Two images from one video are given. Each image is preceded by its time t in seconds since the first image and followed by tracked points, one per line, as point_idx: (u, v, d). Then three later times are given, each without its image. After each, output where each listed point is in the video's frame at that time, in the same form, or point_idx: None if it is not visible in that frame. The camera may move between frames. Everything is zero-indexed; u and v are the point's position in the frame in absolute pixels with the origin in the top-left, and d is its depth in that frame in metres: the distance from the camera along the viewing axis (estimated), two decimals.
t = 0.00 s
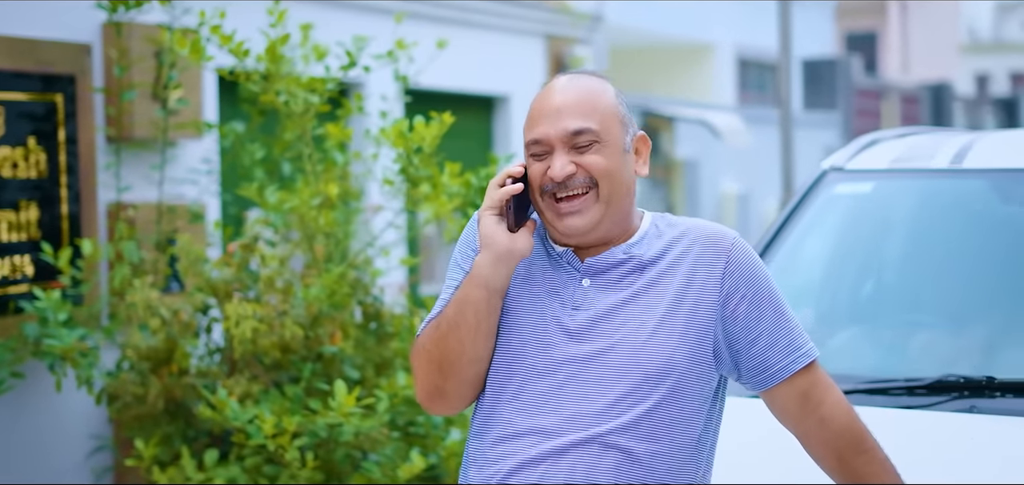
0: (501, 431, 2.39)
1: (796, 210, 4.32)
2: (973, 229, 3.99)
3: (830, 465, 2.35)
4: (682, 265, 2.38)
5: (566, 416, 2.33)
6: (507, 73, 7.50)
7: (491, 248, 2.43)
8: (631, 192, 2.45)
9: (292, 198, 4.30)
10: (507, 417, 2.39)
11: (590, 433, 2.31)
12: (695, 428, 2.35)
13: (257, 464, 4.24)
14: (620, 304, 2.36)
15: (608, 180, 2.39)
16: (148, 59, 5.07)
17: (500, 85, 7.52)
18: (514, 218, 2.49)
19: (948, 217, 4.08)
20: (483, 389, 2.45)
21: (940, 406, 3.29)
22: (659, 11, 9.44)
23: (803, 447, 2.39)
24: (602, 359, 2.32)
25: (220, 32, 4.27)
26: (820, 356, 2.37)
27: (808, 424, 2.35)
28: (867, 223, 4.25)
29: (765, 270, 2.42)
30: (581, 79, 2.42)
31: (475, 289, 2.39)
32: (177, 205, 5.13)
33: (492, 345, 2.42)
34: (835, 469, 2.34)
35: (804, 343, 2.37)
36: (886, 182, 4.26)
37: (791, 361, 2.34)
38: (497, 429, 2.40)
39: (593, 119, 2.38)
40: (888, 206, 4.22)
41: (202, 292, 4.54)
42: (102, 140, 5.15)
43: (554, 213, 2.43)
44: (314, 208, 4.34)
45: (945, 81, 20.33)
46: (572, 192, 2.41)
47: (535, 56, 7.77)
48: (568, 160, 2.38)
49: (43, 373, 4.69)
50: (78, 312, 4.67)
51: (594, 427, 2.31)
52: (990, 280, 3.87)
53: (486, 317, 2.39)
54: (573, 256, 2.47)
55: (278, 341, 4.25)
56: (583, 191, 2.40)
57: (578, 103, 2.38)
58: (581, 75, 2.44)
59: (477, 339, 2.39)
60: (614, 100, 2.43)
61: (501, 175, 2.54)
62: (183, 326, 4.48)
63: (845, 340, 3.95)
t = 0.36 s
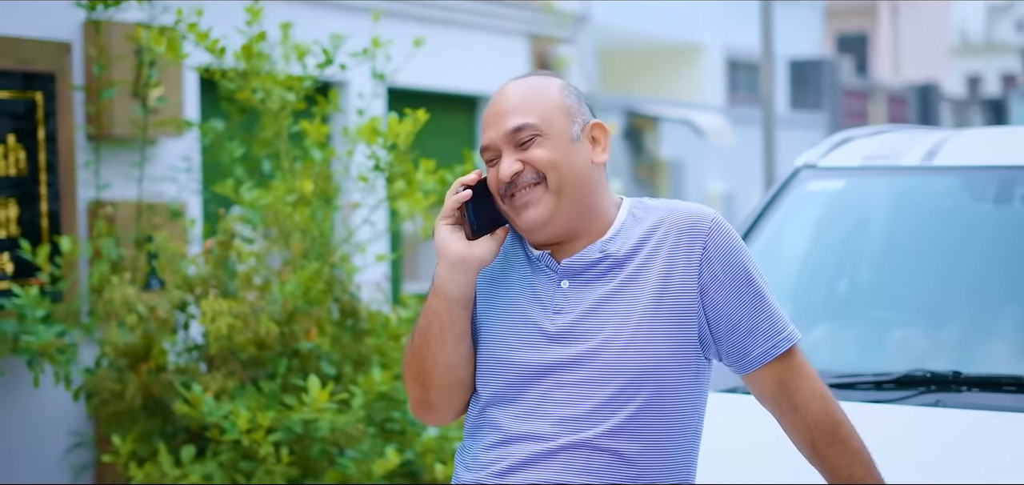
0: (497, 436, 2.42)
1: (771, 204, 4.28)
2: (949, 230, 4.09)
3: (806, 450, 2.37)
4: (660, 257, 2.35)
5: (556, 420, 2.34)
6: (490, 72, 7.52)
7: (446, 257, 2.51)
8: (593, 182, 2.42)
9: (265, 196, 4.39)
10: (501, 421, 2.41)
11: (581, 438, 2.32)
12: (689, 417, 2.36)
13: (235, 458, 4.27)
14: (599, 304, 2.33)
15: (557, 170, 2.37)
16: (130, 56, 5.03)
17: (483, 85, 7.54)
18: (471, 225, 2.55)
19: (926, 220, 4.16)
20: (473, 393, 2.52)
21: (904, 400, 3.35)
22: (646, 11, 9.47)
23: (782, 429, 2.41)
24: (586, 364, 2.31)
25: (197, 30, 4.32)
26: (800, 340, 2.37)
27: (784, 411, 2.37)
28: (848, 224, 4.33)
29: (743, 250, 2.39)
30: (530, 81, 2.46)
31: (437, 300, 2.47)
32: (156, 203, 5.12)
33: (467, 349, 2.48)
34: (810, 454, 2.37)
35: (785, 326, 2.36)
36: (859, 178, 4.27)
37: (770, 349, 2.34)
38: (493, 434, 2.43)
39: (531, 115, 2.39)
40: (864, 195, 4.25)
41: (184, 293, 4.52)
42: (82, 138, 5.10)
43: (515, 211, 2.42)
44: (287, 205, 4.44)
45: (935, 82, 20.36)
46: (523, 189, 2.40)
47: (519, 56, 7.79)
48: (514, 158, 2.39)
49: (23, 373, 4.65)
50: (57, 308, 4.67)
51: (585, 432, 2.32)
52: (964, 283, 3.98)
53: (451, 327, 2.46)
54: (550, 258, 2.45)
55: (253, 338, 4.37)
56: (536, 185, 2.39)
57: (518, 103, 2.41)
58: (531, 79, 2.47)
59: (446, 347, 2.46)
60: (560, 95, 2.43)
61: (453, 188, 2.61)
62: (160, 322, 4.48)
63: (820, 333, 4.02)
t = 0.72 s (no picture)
0: (454, 427, 2.48)
1: (742, 204, 4.37)
2: (926, 228, 4.08)
3: (782, 436, 2.40)
4: (618, 251, 2.41)
5: (510, 411, 2.40)
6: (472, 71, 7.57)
7: (410, 252, 2.56)
8: (565, 189, 2.46)
9: (241, 194, 4.44)
10: (458, 411, 2.47)
11: (537, 428, 2.38)
12: (644, 410, 2.41)
13: (212, 453, 4.30)
14: (554, 297, 2.40)
15: (533, 183, 2.41)
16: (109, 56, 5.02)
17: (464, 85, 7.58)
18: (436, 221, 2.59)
19: (903, 222, 4.14)
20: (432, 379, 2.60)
21: (869, 396, 3.45)
22: (629, 11, 9.52)
23: (757, 417, 2.44)
24: (539, 355, 2.38)
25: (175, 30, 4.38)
26: (766, 330, 2.41)
27: (757, 399, 2.40)
28: (822, 224, 4.30)
29: (706, 244, 2.43)
30: (516, 76, 2.42)
31: (399, 293, 2.54)
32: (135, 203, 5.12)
33: (428, 339, 2.55)
34: (787, 439, 2.40)
35: (748, 317, 2.40)
36: (829, 177, 4.34)
37: (730, 341, 2.38)
38: (450, 425, 2.49)
39: (516, 124, 2.38)
40: (835, 193, 4.30)
41: (159, 291, 4.51)
42: (63, 137, 5.09)
43: (485, 212, 2.45)
44: (263, 203, 4.48)
45: (922, 83, 20.42)
46: (499, 196, 2.43)
47: (502, 55, 7.84)
48: (492, 165, 2.40)
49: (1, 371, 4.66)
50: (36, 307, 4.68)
51: (537, 423, 2.38)
52: (939, 281, 3.96)
53: (413, 317, 2.53)
54: (512, 254, 2.47)
55: (229, 335, 4.44)
56: (511, 194, 2.42)
57: (503, 107, 2.39)
58: (515, 71, 2.43)
59: (408, 335, 2.54)
60: (543, 99, 2.41)
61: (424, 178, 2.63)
62: (138, 321, 4.50)
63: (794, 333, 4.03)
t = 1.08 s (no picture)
0: (459, 445, 2.42)
1: (722, 205, 4.37)
2: (906, 231, 4.10)
3: (760, 422, 2.44)
4: (598, 251, 2.43)
5: (520, 422, 2.36)
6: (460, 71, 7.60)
7: (402, 269, 2.43)
8: (549, 204, 2.44)
9: (225, 193, 4.47)
10: (463, 429, 2.40)
11: (548, 437, 2.34)
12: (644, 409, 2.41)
13: (197, 452, 4.33)
14: (548, 305, 2.38)
15: (529, 202, 2.38)
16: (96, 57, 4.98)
17: (451, 85, 7.61)
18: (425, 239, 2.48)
19: (881, 222, 4.18)
20: (426, 404, 2.47)
21: (848, 394, 3.49)
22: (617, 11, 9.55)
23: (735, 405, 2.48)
24: (543, 365, 2.35)
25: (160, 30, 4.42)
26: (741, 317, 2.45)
27: (736, 386, 2.44)
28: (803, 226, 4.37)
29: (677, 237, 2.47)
30: (513, 92, 2.36)
31: (394, 312, 2.40)
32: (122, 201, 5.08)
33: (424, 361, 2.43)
34: (765, 425, 2.44)
35: (724, 304, 2.44)
36: (808, 178, 4.35)
37: (713, 330, 2.42)
38: (453, 444, 2.42)
39: (520, 145, 2.34)
40: (817, 194, 4.31)
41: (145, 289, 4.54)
42: (50, 137, 5.10)
43: (471, 225, 2.41)
44: (247, 203, 4.52)
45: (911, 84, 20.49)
46: (492, 212, 2.38)
47: (488, 55, 7.87)
48: (491, 184, 2.35)
49: None
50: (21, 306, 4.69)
51: (551, 430, 2.34)
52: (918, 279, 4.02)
53: (410, 338, 2.40)
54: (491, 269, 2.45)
55: (214, 333, 4.46)
56: (504, 211, 2.38)
57: (506, 126, 2.33)
58: (509, 86, 2.38)
59: (405, 359, 2.40)
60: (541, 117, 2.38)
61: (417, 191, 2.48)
62: (124, 319, 4.52)
63: (778, 331, 4.12)
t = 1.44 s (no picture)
0: (453, 445, 2.41)
1: (712, 205, 4.38)
2: (893, 230, 4.13)
3: (764, 427, 2.37)
4: (600, 256, 2.41)
5: (513, 424, 2.35)
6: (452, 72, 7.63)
7: (400, 272, 2.44)
8: (544, 198, 2.43)
9: (217, 194, 4.50)
10: (458, 429, 2.40)
11: (539, 439, 2.33)
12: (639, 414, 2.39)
13: (189, 452, 4.36)
14: (548, 309, 2.37)
15: (517, 194, 2.38)
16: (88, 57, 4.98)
17: (443, 86, 7.63)
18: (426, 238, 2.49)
19: (869, 221, 4.20)
20: (423, 402, 2.48)
21: (835, 394, 3.52)
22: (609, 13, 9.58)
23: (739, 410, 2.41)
24: (539, 368, 2.34)
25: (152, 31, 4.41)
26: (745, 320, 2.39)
27: (737, 390, 2.38)
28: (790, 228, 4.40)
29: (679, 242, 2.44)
30: (487, 90, 2.39)
31: (395, 314, 2.41)
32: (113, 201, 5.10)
33: (421, 360, 2.44)
34: (768, 431, 2.37)
35: (725, 306, 2.38)
36: (796, 178, 4.38)
37: (709, 335, 2.36)
38: (448, 444, 2.42)
39: (496, 136, 2.35)
40: (804, 195, 4.35)
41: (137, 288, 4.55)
42: (43, 137, 5.13)
43: (468, 226, 2.41)
44: (239, 203, 4.55)
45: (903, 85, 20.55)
46: (482, 209, 2.39)
47: (480, 57, 7.90)
48: (476, 180, 2.36)
49: None
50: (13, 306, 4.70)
51: (542, 433, 2.33)
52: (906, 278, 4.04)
53: (409, 338, 2.41)
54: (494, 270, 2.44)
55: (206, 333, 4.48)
56: (495, 206, 2.38)
57: (482, 122, 2.36)
58: (485, 85, 2.40)
59: (403, 359, 2.41)
60: (518, 109, 2.39)
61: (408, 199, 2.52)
62: (116, 318, 4.55)
63: (768, 330, 4.12)
